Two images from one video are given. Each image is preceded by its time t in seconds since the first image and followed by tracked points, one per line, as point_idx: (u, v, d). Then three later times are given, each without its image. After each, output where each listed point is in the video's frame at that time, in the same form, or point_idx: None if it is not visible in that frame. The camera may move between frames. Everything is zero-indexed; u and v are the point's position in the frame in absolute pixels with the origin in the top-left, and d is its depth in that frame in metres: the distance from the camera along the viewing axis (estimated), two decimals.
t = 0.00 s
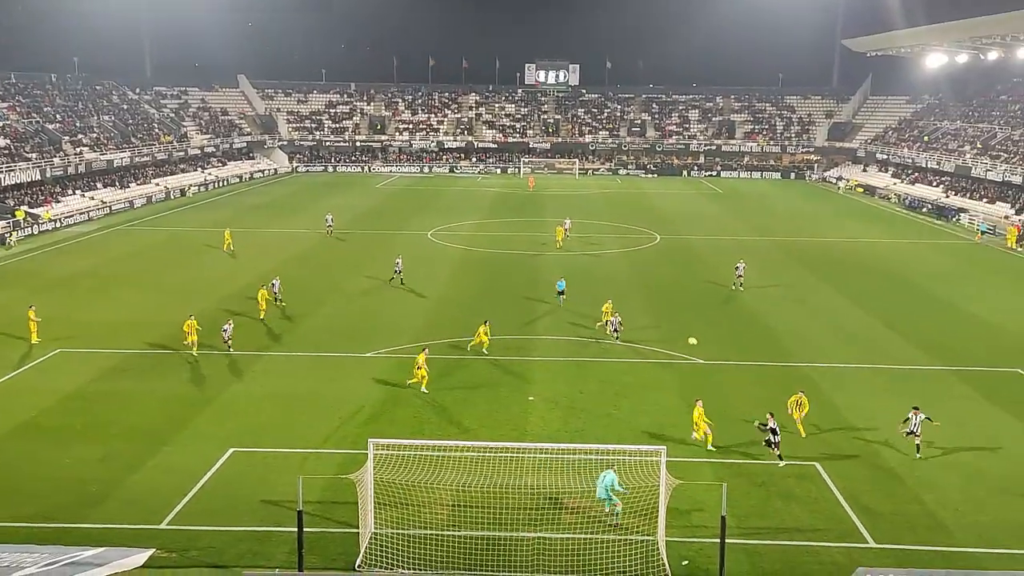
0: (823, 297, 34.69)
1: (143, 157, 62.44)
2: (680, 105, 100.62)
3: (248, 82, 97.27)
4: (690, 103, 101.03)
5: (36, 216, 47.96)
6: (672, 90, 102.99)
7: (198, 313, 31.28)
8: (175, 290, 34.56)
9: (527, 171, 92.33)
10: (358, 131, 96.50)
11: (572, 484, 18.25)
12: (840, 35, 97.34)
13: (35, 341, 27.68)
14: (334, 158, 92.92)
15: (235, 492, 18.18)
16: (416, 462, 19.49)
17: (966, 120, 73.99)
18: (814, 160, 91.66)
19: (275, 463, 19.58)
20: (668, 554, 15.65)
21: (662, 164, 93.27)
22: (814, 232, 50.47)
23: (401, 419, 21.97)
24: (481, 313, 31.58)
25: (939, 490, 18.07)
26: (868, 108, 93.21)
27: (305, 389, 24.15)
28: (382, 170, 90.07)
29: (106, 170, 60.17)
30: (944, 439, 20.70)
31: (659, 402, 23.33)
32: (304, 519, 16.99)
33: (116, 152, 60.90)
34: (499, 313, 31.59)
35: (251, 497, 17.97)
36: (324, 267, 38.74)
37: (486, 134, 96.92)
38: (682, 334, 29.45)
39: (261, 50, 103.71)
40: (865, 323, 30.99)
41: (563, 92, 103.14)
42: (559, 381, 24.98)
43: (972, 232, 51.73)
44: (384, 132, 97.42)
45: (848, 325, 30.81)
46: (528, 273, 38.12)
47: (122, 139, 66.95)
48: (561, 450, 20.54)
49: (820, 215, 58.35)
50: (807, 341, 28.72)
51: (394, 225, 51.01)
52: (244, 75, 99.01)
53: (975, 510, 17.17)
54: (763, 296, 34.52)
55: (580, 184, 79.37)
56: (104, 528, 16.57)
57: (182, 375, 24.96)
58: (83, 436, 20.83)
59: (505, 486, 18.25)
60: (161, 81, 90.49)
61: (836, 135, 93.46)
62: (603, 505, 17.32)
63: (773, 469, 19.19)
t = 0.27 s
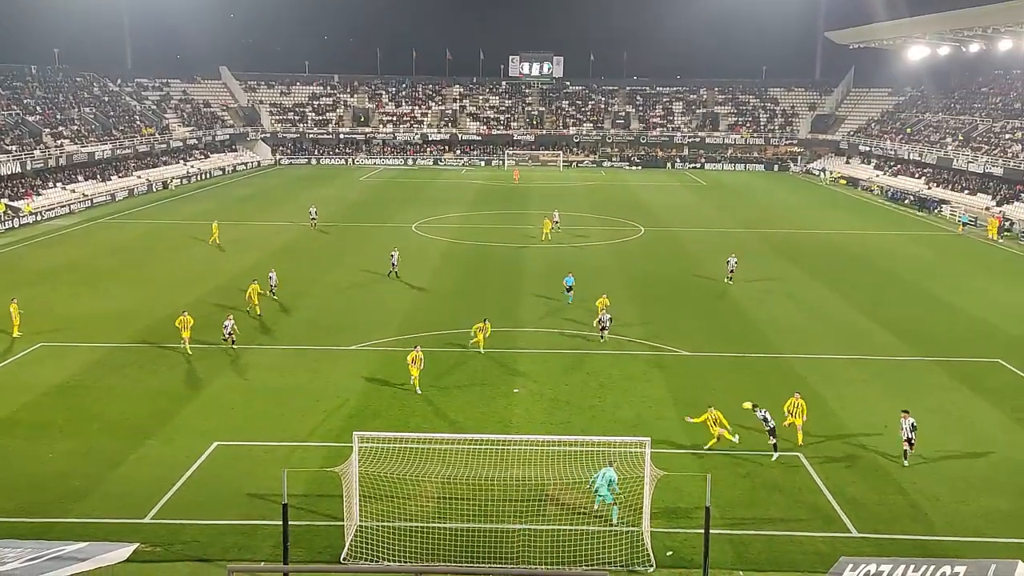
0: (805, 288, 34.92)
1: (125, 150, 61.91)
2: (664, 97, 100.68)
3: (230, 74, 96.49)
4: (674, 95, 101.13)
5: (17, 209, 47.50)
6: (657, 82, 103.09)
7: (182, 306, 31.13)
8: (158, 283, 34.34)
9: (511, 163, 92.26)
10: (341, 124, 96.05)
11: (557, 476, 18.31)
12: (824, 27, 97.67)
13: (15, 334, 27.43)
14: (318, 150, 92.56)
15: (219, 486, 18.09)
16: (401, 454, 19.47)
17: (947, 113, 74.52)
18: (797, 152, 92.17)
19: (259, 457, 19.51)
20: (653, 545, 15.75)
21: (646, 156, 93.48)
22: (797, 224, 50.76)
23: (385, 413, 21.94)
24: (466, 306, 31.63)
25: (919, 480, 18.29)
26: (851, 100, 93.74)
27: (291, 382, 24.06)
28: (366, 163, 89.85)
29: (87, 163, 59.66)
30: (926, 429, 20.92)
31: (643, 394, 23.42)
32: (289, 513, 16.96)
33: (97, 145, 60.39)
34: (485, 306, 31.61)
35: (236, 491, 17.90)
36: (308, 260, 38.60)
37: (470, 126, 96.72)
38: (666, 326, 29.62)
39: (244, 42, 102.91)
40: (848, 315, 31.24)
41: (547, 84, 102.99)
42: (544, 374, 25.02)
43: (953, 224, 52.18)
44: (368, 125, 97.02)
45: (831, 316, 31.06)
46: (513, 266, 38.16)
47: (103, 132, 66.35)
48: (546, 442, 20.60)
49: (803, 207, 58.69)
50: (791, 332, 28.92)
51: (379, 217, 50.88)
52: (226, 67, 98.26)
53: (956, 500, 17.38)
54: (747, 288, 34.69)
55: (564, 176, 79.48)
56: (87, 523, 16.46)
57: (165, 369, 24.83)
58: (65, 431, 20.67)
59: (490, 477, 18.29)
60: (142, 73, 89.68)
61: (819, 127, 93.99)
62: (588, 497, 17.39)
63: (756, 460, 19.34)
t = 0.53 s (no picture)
0: (794, 281, 35.09)
1: (113, 143, 61.60)
2: (654, 90, 100.70)
3: (219, 66, 95.84)
4: (664, 88, 101.19)
5: (4, 202, 47.25)
6: (647, 75, 103.08)
7: (172, 300, 31.08)
8: (147, 277, 34.20)
9: (502, 157, 92.22)
10: (331, 117, 95.70)
11: (548, 469, 18.39)
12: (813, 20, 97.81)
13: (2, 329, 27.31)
14: (307, 144, 92.29)
15: (209, 480, 18.09)
16: (391, 448, 19.50)
17: (936, 106, 74.83)
18: (787, 146, 92.46)
19: (249, 451, 19.50)
20: (643, 537, 15.86)
21: (636, 149, 93.56)
22: (787, 217, 50.94)
23: (375, 406, 21.96)
24: (457, 299, 31.70)
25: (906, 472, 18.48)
26: (841, 93, 94.05)
27: (281, 376, 24.05)
28: (355, 156, 89.64)
29: (75, 156, 59.36)
30: (914, 421, 21.12)
31: (632, 386, 23.53)
32: (280, 506, 16.97)
33: (85, 138, 60.02)
34: (475, 299, 31.69)
35: (226, 484, 17.89)
36: (299, 254, 38.56)
37: (460, 120, 96.55)
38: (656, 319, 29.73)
39: (232, 34, 102.32)
40: (837, 308, 31.41)
41: (537, 77, 102.89)
42: (534, 367, 25.09)
43: (942, 217, 52.48)
44: (358, 118, 96.70)
45: (819, 308, 31.24)
46: (503, 259, 38.18)
47: (90, 125, 65.98)
48: (537, 435, 20.67)
49: (792, 200, 58.88)
50: (780, 325, 29.06)
51: (368, 211, 50.78)
52: (215, 60, 97.75)
53: (943, 491, 17.57)
54: (736, 281, 34.82)
55: (555, 170, 79.51)
56: (76, 517, 16.43)
57: (155, 363, 24.77)
58: (54, 425, 20.61)
59: (480, 470, 18.33)
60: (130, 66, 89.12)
61: (808, 121, 94.21)
62: (578, 490, 17.47)
63: (745, 452, 19.47)
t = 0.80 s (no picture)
0: (788, 275, 35.19)
1: (106, 137, 61.39)
2: (649, 84, 100.62)
3: (212, 60, 95.57)
4: (659, 82, 101.12)
5: None
6: (641, 69, 102.99)
7: (166, 294, 31.05)
8: (141, 271, 34.16)
9: (496, 151, 92.13)
10: (325, 111, 95.36)
11: (541, 462, 18.44)
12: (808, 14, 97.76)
13: None
14: (301, 138, 92.07)
15: (204, 474, 18.10)
16: (386, 441, 19.53)
17: (930, 100, 74.94)
18: (781, 140, 92.57)
19: (244, 445, 19.52)
20: (637, 531, 15.93)
21: (630, 143, 93.56)
22: (781, 211, 51.02)
23: (370, 400, 21.97)
24: (452, 293, 31.73)
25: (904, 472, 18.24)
26: (835, 88, 94.15)
27: (276, 370, 24.05)
28: (349, 150, 89.48)
29: (68, 150, 59.15)
30: (907, 414, 21.25)
31: (627, 380, 23.59)
32: (275, 500, 17.00)
33: (78, 131, 59.78)
34: (470, 293, 31.74)
35: (221, 478, 17.91)
36: (294, 247, 38.54)
37: (454, 114, 96.31)
38: (651, 313, 29.81)
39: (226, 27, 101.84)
40: (831, 301, 31.49)
41: (531, 71, 102.74)
42: (529, 360, 25.14)
43: (936, 211, 52.60)
44: (352, 112, 96.40)
45: (813, 302, 31.33)
46: (497, 253, 38.15)
47: (83, 118, 65.73)
48: (531, 429, 20.70)
49: (786, 194, 59.00)
50: (774, 320, 29.13)
51: (362, 205, 50.72)
52: (208, 53, 97.38)
53: (937, 484, 17.67)
54: (730, 275, 34.90)
55: (549, 164, 79.50)
56: (72, 511, 16.44)
57: (149, 358, 24.75)
58: (48, 420, 20.60)
59: (474, 464, 18.38)
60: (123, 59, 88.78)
61: (803, 115, 94.24)
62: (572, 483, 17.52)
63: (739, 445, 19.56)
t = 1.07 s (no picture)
0: (784, 271, 35.25)
1: (102, 132, 61.30)
2: (645, 80, 100.61)
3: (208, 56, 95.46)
4: (655, 78, 101.11)
5: None
6: (638, 65, 102.92)
7: (163, 290, 31.05)
8: (139, 267, 34.16)
9: (492, 146, 92.12)
10: (321, 106, 95.22)
11: (538, 458, 18.49)
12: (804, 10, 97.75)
13: None
14: (298, 133, 91.97)
15: (201, 469, 18.12)
16: (383, 438, 19.52)
17: (927, 96, 74.96)
18: (778, 136, 92.56)
19: (241, 441, 19.53)
20: (633, 526, 15.99)
21: (627, 139, 93.54)
22: (777, 207, 51.03)
23: (367, 396, 21.99)
24: (449, 289, 31.77)
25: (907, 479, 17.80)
26: (831, 84, 94.10)
27: (273, 366, 24.07)
28: (346, 146, 89.44)
29: (64, 145, 59.08)
30: (903, 410, 21.32)
31: (623, 376, 23.65)
32: (272, 496, 17.03)
33: (74, 127, 59.70)
34: (467, 289, 31.76)
35: (218, 474, 17.93)
36: (291, 243, 38.55)
37: (451, 109, 96.20)
38: (647, 308, 29.85)
39: (222, 22, 101.66)
40: (828, 297, 31.55)
41: (528, 67, 102.69)
42: (525, 356, 25.18)
43: (932, 207, 52.66)
44: (348, 108, 96.28)
45: (810, 298, 31.39)
46: (494, 250, 38.14)
47: (80, 114, 65.63)
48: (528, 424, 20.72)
49: (783, 190, 59.00)
50: (771, 315, 29.18)
51: (359, 200, 50.73)
52: (205, 49, 97.20)
53: (932, 479, 17.74)
54: (727, 271, 34.94)
55: (546, 159, 79.47)
56: (69, 507, 16.46)
57: (146, 354, 24.75)
58: (45, 416, 20.60)
59: (471, 461, 18.38)
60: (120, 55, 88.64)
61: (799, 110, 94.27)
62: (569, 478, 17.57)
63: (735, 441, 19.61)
